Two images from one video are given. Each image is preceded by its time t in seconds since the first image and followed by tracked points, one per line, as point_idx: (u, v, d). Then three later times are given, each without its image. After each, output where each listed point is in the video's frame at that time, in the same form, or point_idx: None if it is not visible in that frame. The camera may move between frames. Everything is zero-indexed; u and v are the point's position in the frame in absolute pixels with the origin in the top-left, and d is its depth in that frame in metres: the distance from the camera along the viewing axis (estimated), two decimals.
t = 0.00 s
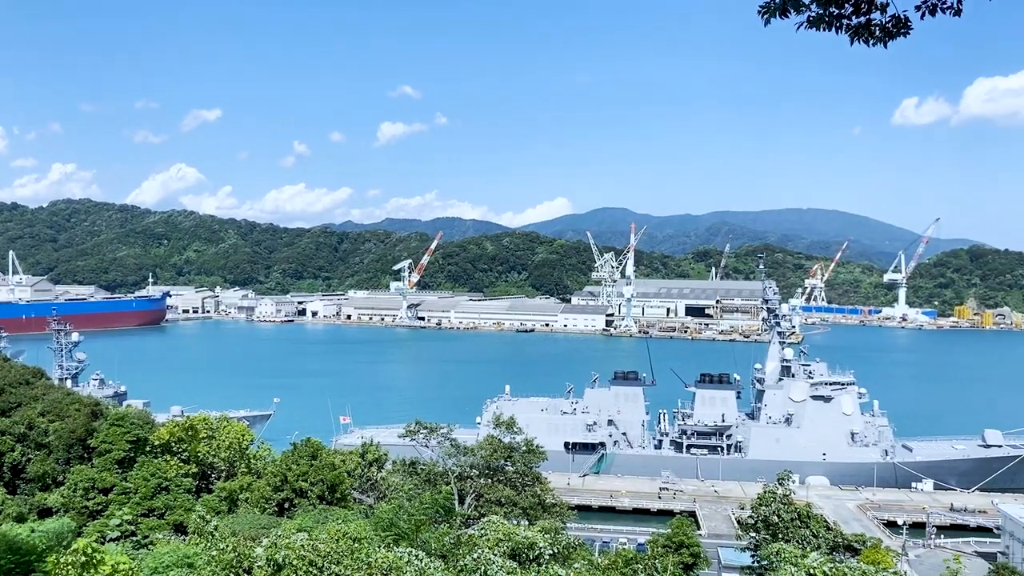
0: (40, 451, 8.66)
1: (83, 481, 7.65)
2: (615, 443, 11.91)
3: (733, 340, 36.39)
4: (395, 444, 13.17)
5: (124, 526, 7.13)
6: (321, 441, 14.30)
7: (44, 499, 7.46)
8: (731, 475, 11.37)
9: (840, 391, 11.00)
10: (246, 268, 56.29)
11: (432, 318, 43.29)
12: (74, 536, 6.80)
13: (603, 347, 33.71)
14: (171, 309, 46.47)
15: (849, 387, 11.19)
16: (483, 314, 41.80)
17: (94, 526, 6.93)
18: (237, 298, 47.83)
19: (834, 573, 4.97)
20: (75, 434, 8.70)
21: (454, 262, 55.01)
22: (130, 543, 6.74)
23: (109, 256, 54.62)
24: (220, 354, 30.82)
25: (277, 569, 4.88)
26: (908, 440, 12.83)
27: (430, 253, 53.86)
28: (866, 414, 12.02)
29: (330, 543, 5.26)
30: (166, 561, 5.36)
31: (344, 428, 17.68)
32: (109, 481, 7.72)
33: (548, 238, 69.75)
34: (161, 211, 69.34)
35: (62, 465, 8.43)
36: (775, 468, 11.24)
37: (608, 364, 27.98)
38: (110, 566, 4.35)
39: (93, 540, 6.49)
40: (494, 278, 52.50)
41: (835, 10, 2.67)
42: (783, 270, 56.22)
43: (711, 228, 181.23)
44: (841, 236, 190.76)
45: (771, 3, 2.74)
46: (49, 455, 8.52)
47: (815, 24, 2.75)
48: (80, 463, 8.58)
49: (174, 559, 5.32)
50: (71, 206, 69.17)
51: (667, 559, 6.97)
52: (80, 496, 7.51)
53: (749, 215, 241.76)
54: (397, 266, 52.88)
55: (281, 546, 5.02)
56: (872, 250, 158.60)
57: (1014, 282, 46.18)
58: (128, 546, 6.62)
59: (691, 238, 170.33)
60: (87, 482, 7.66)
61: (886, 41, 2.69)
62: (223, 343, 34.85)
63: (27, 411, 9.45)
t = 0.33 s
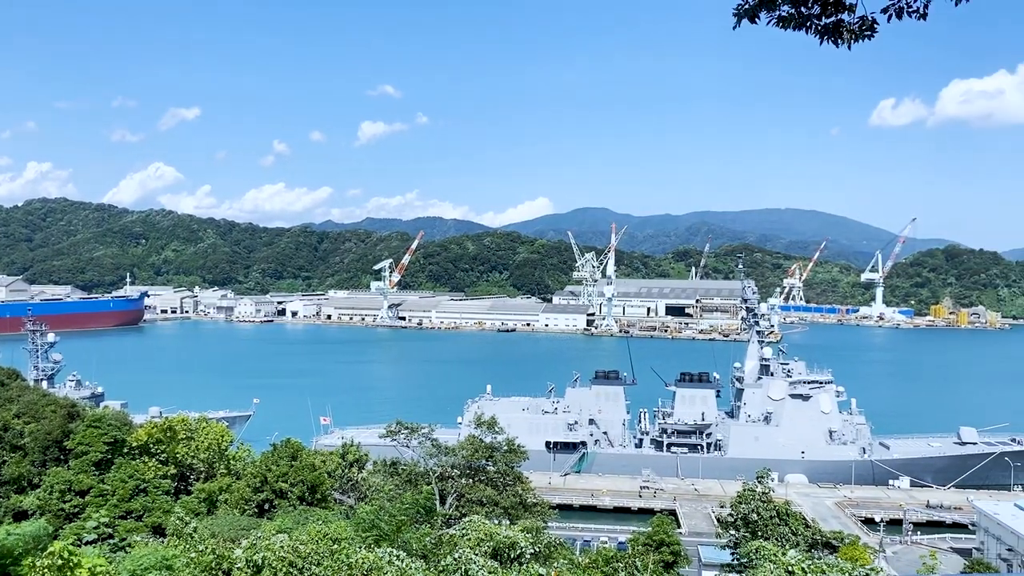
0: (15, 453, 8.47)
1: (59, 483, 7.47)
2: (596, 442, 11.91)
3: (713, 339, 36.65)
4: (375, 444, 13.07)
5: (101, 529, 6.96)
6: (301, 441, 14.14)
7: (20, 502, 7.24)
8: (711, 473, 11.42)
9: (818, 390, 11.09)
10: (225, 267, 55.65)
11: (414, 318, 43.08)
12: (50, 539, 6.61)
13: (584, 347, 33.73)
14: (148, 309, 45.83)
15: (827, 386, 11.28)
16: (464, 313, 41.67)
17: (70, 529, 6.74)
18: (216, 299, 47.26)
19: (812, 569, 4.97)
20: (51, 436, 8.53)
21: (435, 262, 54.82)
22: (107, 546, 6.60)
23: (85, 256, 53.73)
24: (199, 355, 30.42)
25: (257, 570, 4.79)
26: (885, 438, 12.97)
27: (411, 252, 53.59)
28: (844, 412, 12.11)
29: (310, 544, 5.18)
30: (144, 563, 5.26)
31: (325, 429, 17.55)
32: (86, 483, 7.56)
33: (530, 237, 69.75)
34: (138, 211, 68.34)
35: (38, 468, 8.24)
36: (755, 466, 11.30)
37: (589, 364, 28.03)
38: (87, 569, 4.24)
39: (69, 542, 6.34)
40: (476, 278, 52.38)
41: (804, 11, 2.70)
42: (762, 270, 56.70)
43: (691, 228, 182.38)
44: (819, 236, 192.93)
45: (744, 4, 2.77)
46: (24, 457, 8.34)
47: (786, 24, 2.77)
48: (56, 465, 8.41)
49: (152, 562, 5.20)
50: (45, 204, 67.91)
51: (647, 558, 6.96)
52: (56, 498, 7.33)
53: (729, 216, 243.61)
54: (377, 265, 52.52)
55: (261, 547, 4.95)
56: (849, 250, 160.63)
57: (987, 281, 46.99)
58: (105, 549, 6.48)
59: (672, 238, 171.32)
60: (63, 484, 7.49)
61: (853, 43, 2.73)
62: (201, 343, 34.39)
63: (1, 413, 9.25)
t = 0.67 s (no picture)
0: None
1: (35, 486, 7.30)
2: (578, 442, 11.90)
3: (693, 339, 36.91)
4: (356, 445, 12.95)
5: (78, 531, 6.79)
6: (280, 443, 13.97)
7: None
8: (692, 472, 11.46)
9: (798, 389, 11.16)
10: (204, 267, 54.97)
11: (395, 319, 42.85)
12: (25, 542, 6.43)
13: (565, 347, 33.73)
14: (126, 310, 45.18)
15: (806, 385, 11.35)
16: (446, 313, 41.53)
17: (46, 531, 6.58)
18: (196, 299, 46.68)
19: (791, 567, 4.96)
20: (26, 438, 8.36)
21: (417, 262, 54.62)
22: (84, 548, 6.45)
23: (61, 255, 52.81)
24: (178, 356, 30.02)
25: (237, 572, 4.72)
26: (864, 436, 13.07)
27: (392, 253, 53.36)
28: (823, 411, 12.22)
29: (291, 545, 5.13)
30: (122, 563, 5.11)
31: (305, 429, 17.39)
32: (62, 485, 7.39)
33: (512, 237, 69.68)
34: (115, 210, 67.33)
35: (12, 470, 8.05)
36: (735, 465, 11.35)
37: (571, 364, 28.06)
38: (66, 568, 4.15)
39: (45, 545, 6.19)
40: (457, 278, 52.22)
41: (782, 13, 2.68)
42: (742, 270, 57.17)
43: (671, 228, 183.30)
44: (798, 236, 194.93)
45: (724, 7, 2.74)
46: None
47: (763, 27, 2.75)
48: (32, 468, 8.22)
49: (128, 562, 5.09)
50: (20, 204, 66.66)
51: (628, 557, 6.95)
52: (32, 501, 7.14)
53: (709, 216, 245.39)
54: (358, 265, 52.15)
55: (240, 549, 4.89)
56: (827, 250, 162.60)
57: (963, 281, 47.76)
58: (81, 552, 6.33)
59: (653, 238, 172.11)
60: (39, 487, 7.31)
61: (830, 44, 2.72)
62: (180, 344, 33.96)
63: None
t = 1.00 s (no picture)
0: None
1: (11, 488, 7.13)
2: (560, 441, 11.88)
3: (674, 338, 37.13)
4: (337, 445, 12.83)
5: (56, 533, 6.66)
6: (261, 443, 13.81)
7: None
8: (673, 470, 11.49)
9: (777, 387, 11.23)
10: (184, 267, 54.30)
11: (376, 318, 42.60)
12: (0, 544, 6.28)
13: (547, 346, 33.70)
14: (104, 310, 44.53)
15: (785, 383, 11.42)
16: (428, 313, 41.38)
17: (22, 533, 6.43)
18: (175, 298, 46.11)
19: (772, 564, 4.97)
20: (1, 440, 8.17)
21: (399, 262, 54.39)
22: (60, 550, 6.31)
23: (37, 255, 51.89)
24: (156, 356, 29.61)
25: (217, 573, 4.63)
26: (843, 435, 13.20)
27: (374, 252, 53.08)
28: (803, 409, 12.31)
29: (272, 546, 5.05)
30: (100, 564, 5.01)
31: (286, 430, 17.21)
32: (39, 487, 7.23)
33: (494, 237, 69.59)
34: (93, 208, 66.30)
35: None
36: (715, 463, 11.40)
37: (554, 363, 28.09)
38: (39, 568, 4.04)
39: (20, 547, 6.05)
40: (439, 278, 52.04)
41: (759, 11, 2.67)
42: (723, 269, 57.59)
43: (653, 227, 184.10)
44: (778, 236, 196.68)
45: (703, 2, 2.73)
46: None
47: (741, 25, 2.73)
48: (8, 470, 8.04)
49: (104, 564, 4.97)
50: None
51: (611, 555, 6.93)
52: (8, 503, 6.98)
53: (690, 216, 246.78)
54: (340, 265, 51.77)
55: (219, 551, 4.80)
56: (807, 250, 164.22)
57: (941, 280, 48.43)
58: (59, 553, 6.21)
59: (635, 238, 172.80)
60: (15, 489, 7.15)
61: (806, 44, 2.72)
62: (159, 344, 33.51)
63: None
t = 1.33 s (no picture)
0: None
1: None
2: (541, 441, 11.85)
3: (655, 338, 37.32)
4: (318, 446, 12.69)
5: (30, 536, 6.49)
6: (240, 444, 13.63)
7: None
8: (654, 470, 11.50)
9: (757, 386, 11.28)
10: (162, 266, 53.58)
11: (357, 318, 42.30)
12: None
13: (529, 346, 33.67)
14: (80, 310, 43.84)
15: (765, 382, 11.47)
16: (409, 313, 41.19)
17: None
18: (153, 299, 45.51)
19: (754, 561, 4.98)
20: None
21: (379, 262, 54.12)
22: (34, 552, 6.15)
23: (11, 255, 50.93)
24: (134, 356, 29.20)
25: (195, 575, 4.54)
26: (821, 433, 13.30)
27: (354, 252, 52.74)
28: (782, 408, 12.37)
29: (251, 547, 4.97)
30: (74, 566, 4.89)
31: (266, 431, 17.00)
32: (14, 490, 7.06)
33: (475, 237, 69.43)
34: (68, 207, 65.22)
35: None
36: (695, 463, 11.44)
37: (535, 363, 28.10)
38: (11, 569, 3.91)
39: None
40: (420, 278, 51.81)
41: (741, 12, 2.65)
42: (703, 269, 57.99)
43: (634, 227, 184.80)
44: (758, 236, 198.43)
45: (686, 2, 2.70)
46: None
47: (724, 24, 2.71)
48: None
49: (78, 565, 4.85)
50: None
51: (592, 554, 6.90)
52: None
53: (671, 216, 248.23)
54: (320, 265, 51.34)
55: (198, 552, 4.71)
56: (786, 250, 165.89)
57: (918, 280, 49.02)
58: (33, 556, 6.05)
59: (616, 238, 173.44)
60: None
61: (786, 42, 2.70)
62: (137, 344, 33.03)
63: None
